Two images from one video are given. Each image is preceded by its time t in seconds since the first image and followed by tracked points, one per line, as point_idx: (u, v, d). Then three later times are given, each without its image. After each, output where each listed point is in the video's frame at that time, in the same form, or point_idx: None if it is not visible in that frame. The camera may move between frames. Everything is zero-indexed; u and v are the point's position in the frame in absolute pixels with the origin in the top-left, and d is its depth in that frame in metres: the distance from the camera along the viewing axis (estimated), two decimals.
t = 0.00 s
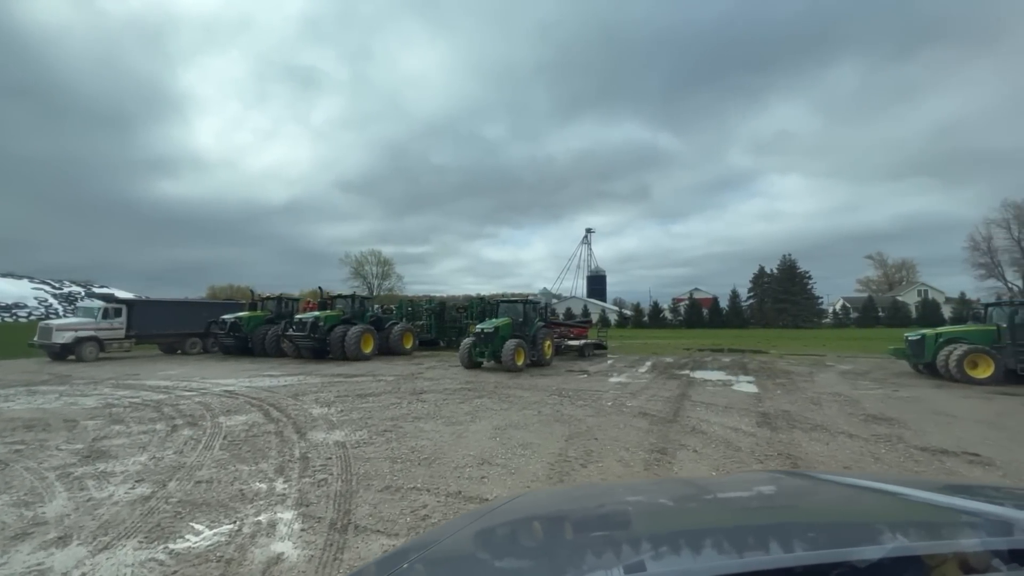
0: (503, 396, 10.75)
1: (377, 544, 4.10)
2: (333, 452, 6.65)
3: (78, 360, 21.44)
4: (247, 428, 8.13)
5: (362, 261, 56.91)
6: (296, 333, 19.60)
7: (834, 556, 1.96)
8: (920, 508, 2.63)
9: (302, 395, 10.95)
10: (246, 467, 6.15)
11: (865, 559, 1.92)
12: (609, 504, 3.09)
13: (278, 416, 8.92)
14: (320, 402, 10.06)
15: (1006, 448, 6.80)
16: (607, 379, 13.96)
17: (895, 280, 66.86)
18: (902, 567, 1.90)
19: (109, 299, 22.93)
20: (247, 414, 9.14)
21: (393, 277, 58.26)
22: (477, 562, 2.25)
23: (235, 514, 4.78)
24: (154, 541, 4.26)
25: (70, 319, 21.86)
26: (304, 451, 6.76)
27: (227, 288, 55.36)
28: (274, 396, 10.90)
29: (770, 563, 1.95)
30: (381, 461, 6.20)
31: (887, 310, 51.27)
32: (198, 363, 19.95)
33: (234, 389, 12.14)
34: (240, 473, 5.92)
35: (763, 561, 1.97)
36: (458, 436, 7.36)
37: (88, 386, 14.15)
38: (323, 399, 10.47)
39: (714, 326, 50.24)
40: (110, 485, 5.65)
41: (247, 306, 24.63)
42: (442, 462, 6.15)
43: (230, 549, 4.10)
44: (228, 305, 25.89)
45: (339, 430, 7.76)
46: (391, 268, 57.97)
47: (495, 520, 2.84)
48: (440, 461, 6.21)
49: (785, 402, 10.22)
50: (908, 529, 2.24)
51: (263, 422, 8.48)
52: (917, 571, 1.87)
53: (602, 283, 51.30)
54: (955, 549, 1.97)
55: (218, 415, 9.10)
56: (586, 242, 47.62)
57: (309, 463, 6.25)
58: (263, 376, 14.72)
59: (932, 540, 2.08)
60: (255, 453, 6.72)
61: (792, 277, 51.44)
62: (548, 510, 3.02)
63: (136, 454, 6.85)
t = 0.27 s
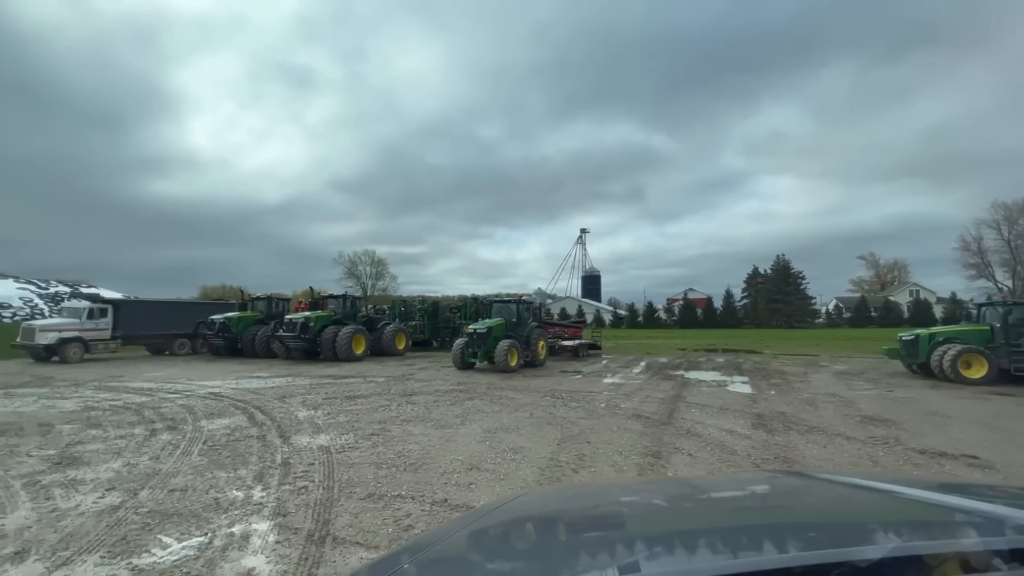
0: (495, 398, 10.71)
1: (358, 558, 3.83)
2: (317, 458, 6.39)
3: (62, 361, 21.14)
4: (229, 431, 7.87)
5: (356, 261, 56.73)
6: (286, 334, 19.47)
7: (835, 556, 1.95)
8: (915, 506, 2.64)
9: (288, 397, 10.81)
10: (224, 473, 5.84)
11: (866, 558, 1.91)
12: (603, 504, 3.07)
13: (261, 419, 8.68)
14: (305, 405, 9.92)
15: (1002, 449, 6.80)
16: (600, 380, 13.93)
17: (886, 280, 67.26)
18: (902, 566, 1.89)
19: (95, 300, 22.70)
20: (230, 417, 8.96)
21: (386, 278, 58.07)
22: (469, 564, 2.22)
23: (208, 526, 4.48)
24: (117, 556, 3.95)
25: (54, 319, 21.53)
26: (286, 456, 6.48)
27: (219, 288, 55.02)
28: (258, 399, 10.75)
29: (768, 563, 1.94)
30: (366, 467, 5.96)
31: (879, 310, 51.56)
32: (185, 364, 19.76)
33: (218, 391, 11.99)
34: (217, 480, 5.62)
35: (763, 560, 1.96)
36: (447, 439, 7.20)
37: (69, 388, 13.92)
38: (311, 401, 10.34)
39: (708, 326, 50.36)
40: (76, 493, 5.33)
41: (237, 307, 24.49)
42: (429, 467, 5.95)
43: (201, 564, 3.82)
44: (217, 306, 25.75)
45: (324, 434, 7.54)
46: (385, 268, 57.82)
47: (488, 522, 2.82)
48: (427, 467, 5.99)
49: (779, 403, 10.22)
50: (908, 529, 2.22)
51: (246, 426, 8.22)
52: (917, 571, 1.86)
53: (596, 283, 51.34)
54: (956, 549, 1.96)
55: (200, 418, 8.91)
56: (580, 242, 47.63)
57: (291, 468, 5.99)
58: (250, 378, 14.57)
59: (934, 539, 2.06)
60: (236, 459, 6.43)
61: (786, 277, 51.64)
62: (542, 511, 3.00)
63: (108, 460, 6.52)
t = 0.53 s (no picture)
0: (488, 400, 10.67)
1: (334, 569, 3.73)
2: (302, 462, 6.30)
3: (47, 362, 20.93)
4: (211, 436, 7.74)
5: (350, 261, 56.56)
6: (277, 335, 19.38)
7: (834, 555, 1.94)
8: (911, 504, 2.63)
9: (276, 400, 10.72)
10: (203, 480, 5.73)
11: (866, 558, 1.90)
12: (597, 505, 3.06)
13: (247, 422, 8.56)
14: (291, 408, 9.83)
15: (1001, 451, 6.80)
16: (595, 381, 13.91)
17: (880, 280, 67.53)
18: (902, 566, 1.88)
19: (82, 300, 22.52)
20: (215, 420, 8.84)
21: (381, 278, 57.94)
22: (461, 566, 2.20)
23: (180, 536, 4.36)
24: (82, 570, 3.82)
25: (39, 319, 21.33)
26: (267, 462, 6.36)
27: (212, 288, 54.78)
28: (243, 401, 10.65)
29: (765, 562, 1.93)
30: (351, 473, 5.86)
31: (873, 310, 51.82)
32: (174, 365, 19.62)
33: (204, 393, 11.89)
34: (195, 488, 5.50)
35: (762, 560, 1.94)
36: (436, 443, 7.09)
37: (52, 391, 13.74)
38: (299, 404, 10.25)
39: (703, 326, 50.48)
40: (47, 502, 5.20)
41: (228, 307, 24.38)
42: (416, 473, 5.85)
43: None
44: (207, 305, 25.64)
45: (311, 438, 7.44)
46: (380, 268, 57.68)
47: (481, 522, 2.81)
48: (413, 472, 5.88)
49: (775, 405, 10.22)
50: (907, 528, 2.21)
51: (230, 429, 8.11)
52: (917, 571, 1.85)
53: (592, 283, 51.37)
54: (956, 548, 1.95)
55: (183, 421, 8.78)
56: (575, 243, 47.63)
57: (273, 474, 5.87)
58: (239, 380, 14.47)
59: (933, 539, 2.05)
60: (217, 464, 6.31)
61: (780, 277, 51.77)
62: (535, 512, 2.98)
63: (83, 467, 6.38)
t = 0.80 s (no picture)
0: (480, 401, 10.63)
1: None
2: (286, 467, 6.12)
3: (32, 363, 20.71)
4: (193, 439, 7.55)
5: (344, 260, 56.42)
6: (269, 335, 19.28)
7: (834, 556, 1.92)
8: (907, 504, 2.63)
9: (263, 402, 10.62)
10: (180, 487, 5.51)
11: (866, 558, 1.89)
12: (590, 505, 3.04)
13: (231, 425, 8.41)
14: (278, 410, 9.73)
15: (997, 454, 6.81)
16: (589, 382, 13.90)
17: (873, 281, 67.89)
18: (902, 566, 1.87)
19: (68, 300, 22.34)
20: (198, 423, 8.69)
21: (375, 278, 57.78)
22: (454, 567, 2.17)
23: (150, 548, 4.14)
24: None
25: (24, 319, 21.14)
26: (249, 467, 6.13)
27: (205, 287, 54.50)
28: (229, 403, 10.55)
29: (763, 563, 1.91)
30: (336, 478, 5.68)
31: (866, 310, 52.08)
32: (163, 366, 19.47)
33: (189, 395, 11.76)
34: (171, 495, 5.28)
35: (762, 561, 1.93)
36: (424, 447, 6.96)
37: (32, 393, 13.54)
38: (286, 406, 10.16)
39: (697, 327, 50.60)
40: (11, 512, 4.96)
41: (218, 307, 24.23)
42: (403, 478, 5.68)
43: None
44: (196, 305, 25.53)
45: (295, 441, 7.29)
46: (374, 267, 57.54)
47: (476, 523, 2.79)
48: (399, 477, 5.70)
49: (771, 406, 10.23)
50: (907, 528, 2.20)
51: (213, 433, 7.93)
52: (917, 571, 1.84)
53: (586, 283, 51.39)
54: (955, 548, 1.94)
55: (164, 425, 8.61)
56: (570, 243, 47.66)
57: (253, 480, 5.67)
58: (227, 381, 14.35)
59: (932, 539, 2.04)
60: (196, 469, 6.10)
61: (775, 278, 51.94)
62: (528, 512, 2.95)
63: (54, 473, 6.14)
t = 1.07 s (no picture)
0: (472, 403, 10.61)
1: None
2: (268, 473, 5.97)
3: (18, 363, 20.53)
4: (175, 444, 7.41)
5: (339, 260, 56.27)
6: (259, 335, 19.17)
7: (833, 557, 1.92)
8: (905, 506, 2.63)
9: (250, 404, 10.53)
10: (155, 494, 5.34)
11: (865, 559, 1.88)
12: (585, 505, 3.04)
13: (215, 428, 8.29)
14: (265, 412, 9.65)
15: (995, 456, 6.82)
16: (584, 383, 13.89)
17: (866, 281, 68.21)
18: (901, 567, 1.87)
19: (54, 299, 22.17)
20: (181, 426, 8.58)
21: (369, 278, 57.62)
22: (447, 569, 2.15)
23: (117, 560, 3.98)
24: None
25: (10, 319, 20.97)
26: (231, 472, 5.97)
27: (198, 287, 54.23)
28: (215, 406, 10.45)
29: (760, 564, 1.90)
30: (319, 484, 5.53)
31: (860, 311, 52.29)
32: (152, 367, 19.35)
33: (176, 397, 11.67)
34: (146, 502, 5.12)
35: (761, 562, 1.92)
36: (413, 450, 6.85)
37: (14, 395, 13.36)
38: (274, 408, 10.08)
39: (692, 327, 50.69)
40: None
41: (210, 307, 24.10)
42: (389, 484, 5.53)
43: None
44: (184, 305, 25.39)
45: (280, 445, 7.18)
46: (368, 267, 57.40)
47: (476, 522, 2.78)
48: (386, 483, 5.56)
49: (766, 407, 10.24)
50: (905, 529, 2.19)
51: (195, 436, 7.80)
52: (916, 573, 1.84)
53: (581, 283, 51.41)
54: (955, 550, 1.94)
55: (145, 428, 8.48)
56: (566, 243, 47.68)
57: (233, 486, 5.50)
58: (215, 382, 14.25)
59: (931, 540, 2.03)
60: (174, 475, 5.94)
61: (769, 278, 52.10)
62: (522, 512, 2.94)
63: (27, 479, 5.97)
